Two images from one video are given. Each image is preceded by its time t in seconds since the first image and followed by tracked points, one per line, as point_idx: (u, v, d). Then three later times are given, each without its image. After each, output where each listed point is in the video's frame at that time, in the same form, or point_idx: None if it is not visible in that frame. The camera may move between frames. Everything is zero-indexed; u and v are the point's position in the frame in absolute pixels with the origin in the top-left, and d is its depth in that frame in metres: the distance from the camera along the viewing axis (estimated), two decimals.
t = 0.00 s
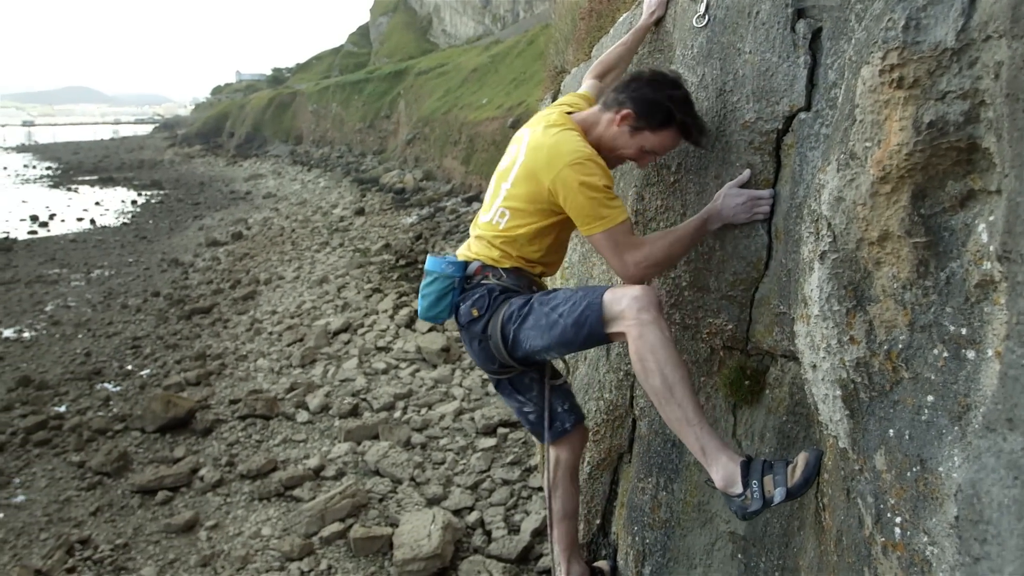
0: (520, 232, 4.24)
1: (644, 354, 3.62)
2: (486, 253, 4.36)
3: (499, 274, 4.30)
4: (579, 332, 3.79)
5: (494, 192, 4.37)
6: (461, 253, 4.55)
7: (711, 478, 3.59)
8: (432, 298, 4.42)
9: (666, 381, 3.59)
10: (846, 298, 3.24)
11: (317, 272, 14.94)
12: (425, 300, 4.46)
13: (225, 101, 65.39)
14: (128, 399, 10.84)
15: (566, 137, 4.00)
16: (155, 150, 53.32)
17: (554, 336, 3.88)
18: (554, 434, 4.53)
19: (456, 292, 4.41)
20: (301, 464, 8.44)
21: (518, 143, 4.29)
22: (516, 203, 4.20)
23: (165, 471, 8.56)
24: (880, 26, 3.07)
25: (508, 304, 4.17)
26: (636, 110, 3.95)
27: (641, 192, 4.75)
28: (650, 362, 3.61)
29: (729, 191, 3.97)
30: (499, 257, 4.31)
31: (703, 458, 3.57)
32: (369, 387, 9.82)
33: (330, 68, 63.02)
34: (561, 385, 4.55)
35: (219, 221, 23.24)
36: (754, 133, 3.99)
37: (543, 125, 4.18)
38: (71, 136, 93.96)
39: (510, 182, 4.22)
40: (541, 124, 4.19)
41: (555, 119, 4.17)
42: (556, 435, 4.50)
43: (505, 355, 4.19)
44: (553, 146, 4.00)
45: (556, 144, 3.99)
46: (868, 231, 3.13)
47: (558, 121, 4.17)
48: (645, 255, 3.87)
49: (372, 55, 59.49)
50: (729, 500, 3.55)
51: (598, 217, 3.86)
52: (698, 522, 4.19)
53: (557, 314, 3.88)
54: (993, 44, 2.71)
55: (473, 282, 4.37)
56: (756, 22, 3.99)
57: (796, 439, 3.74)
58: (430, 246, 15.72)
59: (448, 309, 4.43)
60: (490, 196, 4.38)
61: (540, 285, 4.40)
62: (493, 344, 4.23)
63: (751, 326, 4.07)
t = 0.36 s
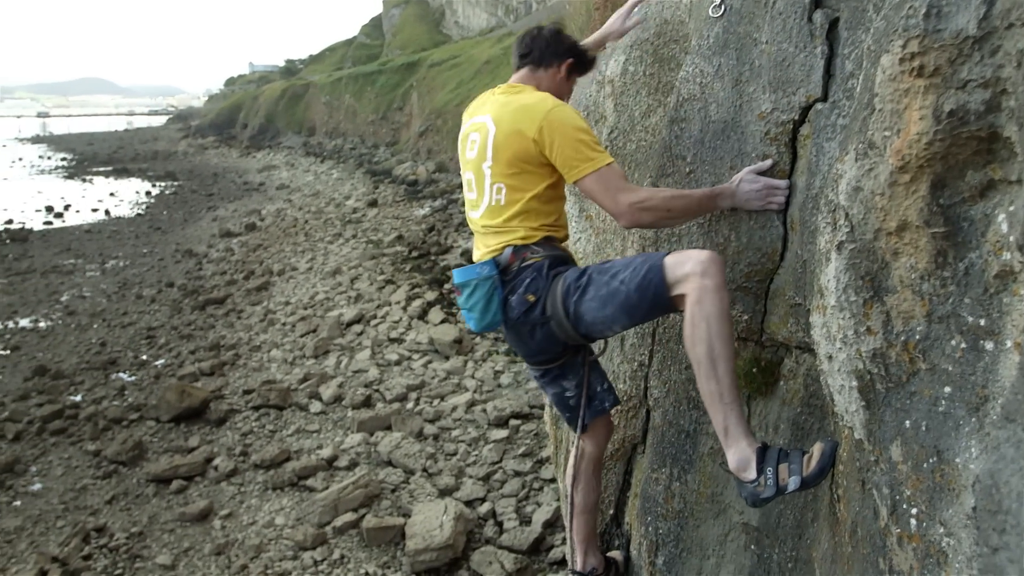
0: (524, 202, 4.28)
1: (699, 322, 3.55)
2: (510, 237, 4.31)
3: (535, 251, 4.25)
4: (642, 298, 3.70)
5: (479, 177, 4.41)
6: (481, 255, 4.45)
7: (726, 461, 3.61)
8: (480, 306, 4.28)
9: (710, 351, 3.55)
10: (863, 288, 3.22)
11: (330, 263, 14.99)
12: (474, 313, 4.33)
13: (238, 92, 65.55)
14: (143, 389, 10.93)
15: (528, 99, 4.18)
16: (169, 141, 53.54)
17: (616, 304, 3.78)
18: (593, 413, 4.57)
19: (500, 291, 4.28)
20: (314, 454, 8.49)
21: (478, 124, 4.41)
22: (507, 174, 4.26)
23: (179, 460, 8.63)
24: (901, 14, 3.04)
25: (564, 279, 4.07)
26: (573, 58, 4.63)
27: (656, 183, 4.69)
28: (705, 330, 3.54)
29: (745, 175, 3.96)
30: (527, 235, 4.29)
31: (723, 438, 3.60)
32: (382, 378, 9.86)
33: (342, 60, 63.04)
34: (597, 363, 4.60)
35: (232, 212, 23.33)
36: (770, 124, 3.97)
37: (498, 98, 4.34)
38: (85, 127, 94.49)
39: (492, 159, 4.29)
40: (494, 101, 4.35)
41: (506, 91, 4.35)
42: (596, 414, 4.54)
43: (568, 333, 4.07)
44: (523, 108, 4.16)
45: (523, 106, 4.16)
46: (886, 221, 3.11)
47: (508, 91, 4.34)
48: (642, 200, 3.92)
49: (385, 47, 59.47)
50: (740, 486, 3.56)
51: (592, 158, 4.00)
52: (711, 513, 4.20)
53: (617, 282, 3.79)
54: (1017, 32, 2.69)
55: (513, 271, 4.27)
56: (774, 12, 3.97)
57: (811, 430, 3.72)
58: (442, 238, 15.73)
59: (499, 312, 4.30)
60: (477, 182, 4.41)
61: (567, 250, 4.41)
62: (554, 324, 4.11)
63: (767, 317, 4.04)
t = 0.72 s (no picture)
0: (546, 196, 4.28)
1: (743, 302, 3.54)
2: (551, 232, 4.28)
3: (578, 238, 4.25)
4: (692, 278, 3.68)
5: (496, 191, 4.41)
6: (523, 260, 4.39)
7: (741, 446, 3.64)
8: (536, 308, 4.23)
9: (746, 331, 3.54)
10: (878, 283, 3.19)
11: (341, 257, 15.02)
12: (532, 318, 4.26)
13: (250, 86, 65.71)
14: (156, 382, 11.00)
15: (512, 101, 4.30)
16: (181, 135, 53.74)
17: (666, 284, 3.76)
18: (637, 397, 4.55)
19: (551, 289, 4.23)
20: (325, 447, 8.53)
21: (468, 143, 4.47)
22: (519, 174, 4.29)
23: (191, 452, 8.68)
24: (918, 7, 3.01)
25: (615, 260, 4.05)
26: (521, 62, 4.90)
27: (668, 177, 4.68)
28: (746, 311, 3.52)
29: (758, 168, 3.94)
30: (564, 225, 4.28)
31: (742, 422, 3.61)
32: (393, 372, 9.89)
33: (354, 54, 63.08)
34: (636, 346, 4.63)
35: (244, 206, 23.43)
36: (785, 118, 3.95)
37: (482, 113, 4.44)
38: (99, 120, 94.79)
39: (499, 166, 4.32)
40: (476, 118, 4.45)
41: (485, 105, 4.46)
42: (641, 397, 4.53)
43: (628, 316, 4.03)
44: (512, 109, 4.27)
45: (511, 106, 4.27)
46: (901, 215, 3.09)
47: (486, 105, 4.46)
48: (651, 174, 3.94)
49: (396, 40, 59.45)
50: (752, 472, 3.58)
51: (591, 136, 4.08)
52: (723, 508, 4.19)
53: (667, 262, 3.77)
54: None
55: (560, 265, 4.23)
56: (789, 4, 3.95)
57: (824, 425, 3.71)
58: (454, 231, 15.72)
59: (555, 310, 4.23)
60: (496, 198, 4.41)
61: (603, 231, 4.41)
62: (609, 307, 4.08)
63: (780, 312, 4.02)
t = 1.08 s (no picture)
0: (554, 188, 4.29)
1: (757, 297, 3.53)
2: (560, 224, 4.27)
3: (585, 230, 4.26)
4: (706, 272, 3.67)
5: (504, 188, 4.37)
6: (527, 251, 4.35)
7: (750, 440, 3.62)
8: (545, 299, 4.21)
9: (760, 326, 3.52)
10: (889, 280, 3.18)
11: (350, 253, 15.05)
12: (540, 309, 4.25)
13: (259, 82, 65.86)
14: (165, 376, 11.05)
15: (513, 97, 4.32)
16: (191, 131, 53.91)
17: (680, 277, 3.75)
18: (640, 394, 4.58)
19: (559, 280, 4.21)
20: (333, 443, 8.55)
21: (469, 143, 4.44)
22: (527, 168, 4.27)
23: (199, 447, 8.72)
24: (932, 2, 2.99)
25: (628, 252, 4.04)
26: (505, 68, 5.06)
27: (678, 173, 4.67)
28: (760, 306, 3.51)
29: (769, 163, 3.94)
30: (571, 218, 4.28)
31: (752, 417, 3.60)
32: (401, 368, 9.91)
33: (363, 50, 63.11)
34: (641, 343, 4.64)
35: (253, 202, 23.49)
36: (796, 114, 3.94)
37: (481, 112, 4.43)
38: (108, 116, 95.18)
39: (506, 162, 4.30)
40: (476, 118, 4.43)
41: (483, 105, 4.46)
42: (644, 394, 4.56)
43: (640, 308, 4.03)
44: (514, 104, 4.28)
45: (513, 102, 4.29)
46: (914, 212, 3.07)
47: (483, 106, 4.45)
48: (659, 159, 3.97)
49: (406, 37, 59.46)
50: (760, 467, 3.57)
51: (596, 125, 4.13)
52: (732, 505, 4.18)
53: (682, 255, 3.76)
54: None
55: (569, 256, 4.22)
56: None
57: (834, 423, 3.70)
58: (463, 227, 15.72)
59: (563, 301, 4.21)
60: (504, 193, 4.36)
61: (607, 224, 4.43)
62: (620, 300, 4.07)
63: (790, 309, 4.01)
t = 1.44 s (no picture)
0: (556, 191, 4.31)
1: (759, 298, 3.53)
2: (560, 226, 4.30)
3: (586, 231, 4.28)
4: (707, 274, 3.67)
5: (505, 190, 4.40)
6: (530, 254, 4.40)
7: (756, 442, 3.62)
8: (545, 301, 4.25)
9: (763, 328, 3.52)
10: (896, 279, 3.17)
11: (355, 251, 15.07)
12: (541, 310, 4.30)
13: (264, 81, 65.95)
14: (170, 375, 11.08)
15: (517, 98, 4.30)
16: (196, 129, 54.00)
17: (681, 279, 3.76)
18: (646, 394, 4.57)
19: (560, 281, 4.25)
20: (338, 441, 8.56)
21: (474, 144, 4.46)
22: (529, 170, 4.29)
23: (205, 445, 8.74)
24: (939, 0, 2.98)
25: (630, 252, 4.05)
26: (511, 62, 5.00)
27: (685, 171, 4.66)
28: (762, 307, 3.51)
29: (775, 163, 3.93)
30: (572, 219, 4.30)
31: (758, 419, 3.59)
32: (406, 367, 9.92)
33: (369, 49, 63.11)
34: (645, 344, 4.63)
35: (259, 201, 23.52)
36: (803, 113, 3.93)
37: (486, 113, 4.43)
38: (114, 115, 95.42)
39: (508, 165, 4.31)
40: (481, 118, 4.44)
41: (488, 104, 4.45)
42: (650, 393, 4.54)
43: (641, 309, 4.04)
44: (517, 106, 4.27)
45: (517, 104, 4.28)
46: (921, 210, 3.06)
47: (489, 105, 4.45)
48: (665, 160, 3.96)
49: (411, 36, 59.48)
50: (766, 469, 3.56)
51: (599, 128, 4.11)
52: (738, 504, 4.17)
53: (683, 257, 3.76)
54: None
55: (570, 257, 4.25)
56: None
57: (840, 422, 3.69)
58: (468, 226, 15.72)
59: (563, 301, 4.25)
60: (505, 196, 4.41)
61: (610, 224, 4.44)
62: (622, 301, 4.09)
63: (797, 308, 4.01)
